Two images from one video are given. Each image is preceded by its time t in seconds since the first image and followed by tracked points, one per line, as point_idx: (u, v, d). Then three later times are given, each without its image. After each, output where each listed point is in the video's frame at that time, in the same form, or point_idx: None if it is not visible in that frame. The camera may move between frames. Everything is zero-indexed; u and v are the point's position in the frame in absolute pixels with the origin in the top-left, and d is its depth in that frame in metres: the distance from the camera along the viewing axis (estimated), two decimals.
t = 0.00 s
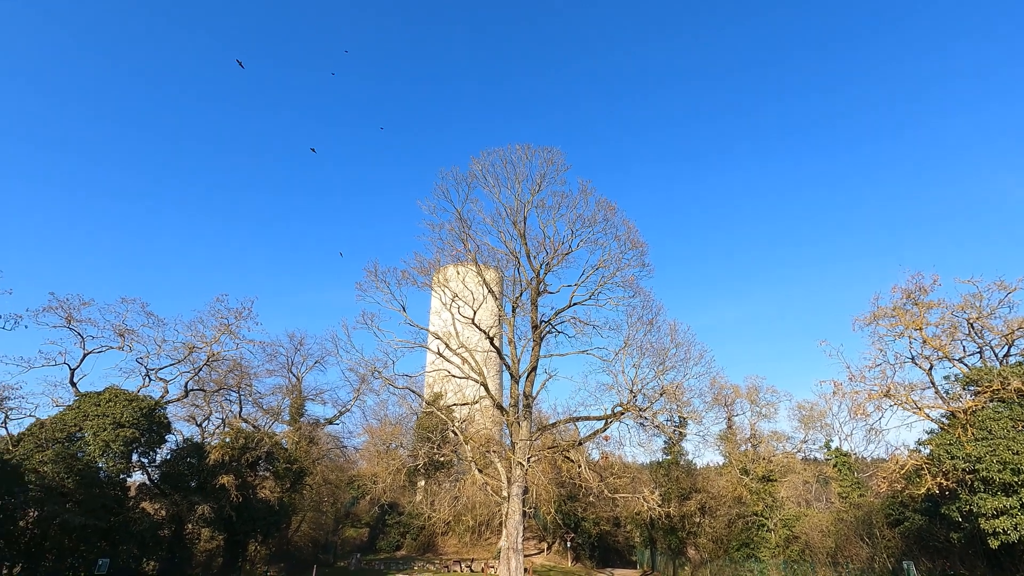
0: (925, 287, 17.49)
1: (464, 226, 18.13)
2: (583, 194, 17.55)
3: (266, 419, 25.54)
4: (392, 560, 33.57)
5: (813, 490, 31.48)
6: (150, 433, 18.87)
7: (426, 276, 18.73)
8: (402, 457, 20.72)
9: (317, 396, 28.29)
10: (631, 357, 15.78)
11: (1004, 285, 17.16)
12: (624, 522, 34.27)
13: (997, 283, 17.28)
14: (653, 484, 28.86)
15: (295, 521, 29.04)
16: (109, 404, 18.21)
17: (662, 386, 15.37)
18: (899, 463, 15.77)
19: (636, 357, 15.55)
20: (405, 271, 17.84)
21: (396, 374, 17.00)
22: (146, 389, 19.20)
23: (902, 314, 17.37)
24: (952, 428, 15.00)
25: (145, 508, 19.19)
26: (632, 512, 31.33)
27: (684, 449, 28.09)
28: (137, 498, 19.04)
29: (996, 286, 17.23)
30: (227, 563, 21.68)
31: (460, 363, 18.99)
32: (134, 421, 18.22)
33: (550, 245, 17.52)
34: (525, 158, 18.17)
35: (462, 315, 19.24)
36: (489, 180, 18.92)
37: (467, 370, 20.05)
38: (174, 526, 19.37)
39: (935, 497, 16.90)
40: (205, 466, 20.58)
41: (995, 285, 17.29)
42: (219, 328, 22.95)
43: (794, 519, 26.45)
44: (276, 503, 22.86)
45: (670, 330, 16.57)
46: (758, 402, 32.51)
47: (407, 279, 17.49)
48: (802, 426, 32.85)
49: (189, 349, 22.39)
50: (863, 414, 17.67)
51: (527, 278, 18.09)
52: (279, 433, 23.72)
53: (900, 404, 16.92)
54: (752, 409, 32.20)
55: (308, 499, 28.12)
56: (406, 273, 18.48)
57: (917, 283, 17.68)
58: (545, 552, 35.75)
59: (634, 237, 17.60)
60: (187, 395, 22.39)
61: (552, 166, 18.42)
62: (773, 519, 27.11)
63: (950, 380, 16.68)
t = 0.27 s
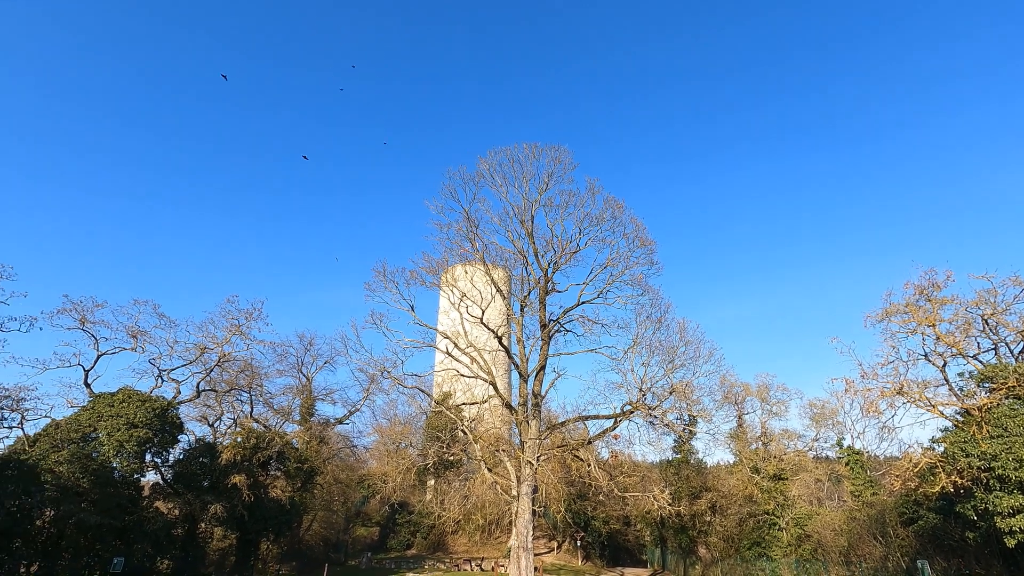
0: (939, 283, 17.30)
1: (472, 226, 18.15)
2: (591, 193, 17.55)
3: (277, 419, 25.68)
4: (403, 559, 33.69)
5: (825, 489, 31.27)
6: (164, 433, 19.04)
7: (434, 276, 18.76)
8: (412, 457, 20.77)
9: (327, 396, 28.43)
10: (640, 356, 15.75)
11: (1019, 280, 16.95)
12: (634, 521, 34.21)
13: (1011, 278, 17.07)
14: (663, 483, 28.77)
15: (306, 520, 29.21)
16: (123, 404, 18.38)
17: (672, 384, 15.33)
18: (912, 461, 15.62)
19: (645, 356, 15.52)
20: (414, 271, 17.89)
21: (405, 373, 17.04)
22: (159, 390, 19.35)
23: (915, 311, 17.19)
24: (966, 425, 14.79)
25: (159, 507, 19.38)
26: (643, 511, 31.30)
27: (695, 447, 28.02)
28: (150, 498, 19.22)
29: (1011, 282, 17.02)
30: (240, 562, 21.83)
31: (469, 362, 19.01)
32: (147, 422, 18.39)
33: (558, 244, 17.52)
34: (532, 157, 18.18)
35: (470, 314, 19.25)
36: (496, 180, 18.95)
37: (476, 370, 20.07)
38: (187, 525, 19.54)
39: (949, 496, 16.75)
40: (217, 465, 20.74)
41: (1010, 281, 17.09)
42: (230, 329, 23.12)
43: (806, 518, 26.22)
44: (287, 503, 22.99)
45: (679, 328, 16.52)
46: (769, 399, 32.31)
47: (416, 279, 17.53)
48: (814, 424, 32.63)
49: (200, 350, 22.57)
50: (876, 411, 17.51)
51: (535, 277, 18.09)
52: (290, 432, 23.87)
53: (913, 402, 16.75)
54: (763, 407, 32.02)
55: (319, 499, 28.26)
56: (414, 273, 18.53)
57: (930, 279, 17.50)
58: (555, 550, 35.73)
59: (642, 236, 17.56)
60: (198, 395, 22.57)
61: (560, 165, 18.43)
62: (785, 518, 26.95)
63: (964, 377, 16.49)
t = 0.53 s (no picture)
0: (956, 280, 17.06)
1: (482, 227, 18.17)
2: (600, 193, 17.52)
3: (290, 420, 25.86)
4: (416, 559, 33.79)
5: (841, 489, 30.97)
6: (179, 435, 19.24)
7: (444, 277, 18.80)
8: (424, 458, 20.82)
9: (339, 397, 28.58)
10: (652, 356, 15.68)
11: None
12: (647, 522, 34.08)
13: None
14: (676, 483, 28.62)
15: (320, 521, 29.38)
16: (139, 407, 18.62)
17: (684, 384, 15.25)
18: (931, 461, 15.42)
19: (656, 355, 15.47)
20: (424, 273, 17.94)
21: (416, 375, 17.10)
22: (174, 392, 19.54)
23: (931, 308, 16.96)
24: (985, 423, 14.53)
25: (175, 508, 19.58)
26: (655, 512, 31.19)
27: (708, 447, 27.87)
28: (167, 499, 19.42)
29: None
30: (255, 563, 21.99)
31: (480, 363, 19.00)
32: (163, 424, 18.58)
33: (568, 244, 17.49)
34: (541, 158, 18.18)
35: (481, 316, 19.26)
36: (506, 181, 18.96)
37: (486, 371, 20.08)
38: (203, 526, 19.72)
39: (968, 496, 16.54)
40: (232, 467, 20.92)
41: None
42: (243, 332, 23.32)
43: (822, 518, 25.73)
44: (301, 504, 23.12)
45: (690, 327, 16.44)
46: (782, 399, 32.05)
47: (426, 281, 17.58)
48: (829, 423, 32.32)
49: (215, 353, 22.82)
50: (892, 410, 17.30)
51: (545, 277, 18.08)
52: (303, 434, 24.01)
53: (931, 400, 16.53)
54: (777, 407, 31.75)
55: (332, 500, 28.41)
56: (425, 275, 18.58)
57: (947, 276, 17.26)
58: (568, 551, 35.66)
59: (652, 235, 17.49)
60: (213, 397, 22.78)
61: (569, 165, 18.42)
62: (800, 519, 26.67)
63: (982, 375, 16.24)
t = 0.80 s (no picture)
0: (969, 278, 16.87)
1: (489, 229, 18.18)
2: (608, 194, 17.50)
3: (301, 423, 25.95)
4: (426, 562, 33.81)
5: (854, 491, 30.68)
6: (191, 438, 19.35)
7: (452, 280, 18.82)
8: (434, 460, 20.83)
9: (349, 400, 28.66)
10: (661, 357, 15.60)
11: None
12: (657, 524, 33.93)
13: None
14: (686, 485, 28.46)
15: (330, 524, 29.46)
16: (151, 411, 18.75)
17: (693, 385, 15.17)
18: (946, 462, 15.24)
19: (665, 357, 15.40)
20: (432, 275, 17.96)
21: (425, 378, 17.12)
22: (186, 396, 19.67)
23: (944, 308, 16.78)
24: (1002, 424, 14.34)
25: (187, 511, 19.65)
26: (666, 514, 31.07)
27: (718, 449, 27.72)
28: (179, 502, 19.55)
29: None
30: (266, 565, 22.08)
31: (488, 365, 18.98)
32: (175, 427, 18.70)
33: (575, 245, 17.47)
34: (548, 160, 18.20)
35: (489, 318, 19.26)
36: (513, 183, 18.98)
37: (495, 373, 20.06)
38: (214, 529, 19.82)
39: (985, 498, 16.31)
40: (242, 469, 21.03)
41: None
42: (253, 335, 23.47)
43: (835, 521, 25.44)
44: (312, 506, 23.19)
45: (700, 328, 16.35)
46: (793, 400, 31.79)
47: (434, 284, 17.60)
48: (841, 425, 32.03)
49: (225, 356, 22.98)
50: (906, 411, 17.11)
51: (553, 279, 18.06)
52: (312, 437, 24.10)
53: (945, 401, 16.34)
54: (788, 408, 31.51)
55: (342, 502, 28.48)
56: (433, 277, 18.61)
57: (960, 275, 17.07)
58: (578, 554, 35.54)
59: (660, 236, 17.45)
60: (224, 401, 22.94)
61: (576, 167, 18.42)
62: (812, 522, 26.26)
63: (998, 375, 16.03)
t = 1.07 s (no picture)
0: (987, 277, 16.61)
1: (499, 232, 18.19)
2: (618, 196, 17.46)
3: (313, 427, 26.04)
4: (438, 566, 33.79)
5: (871, 493, 30.26)
6: (205, 442, 19.50)
7: (463, 283, 18.83)
8: (445, 464, 20.80)
9: (361, 404, 28.73)
10: (673, 359, 15.51)
11: None
12: (671, 527, 33.68)
13: None
14: (700, 488, 28.22)
15: (343, 528, 29.53)
16: (166, 415, 18.93)
17: (706, 387, 15.06)
18: (965, 464, 14.98)
19: (677, 359, 15.30)
20: (442, 279, 17.98)
21: (436, 381, 17.13)
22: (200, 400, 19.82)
23: (962, 307, 16.54)
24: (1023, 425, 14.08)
25: (202, 515, 19.77)
26: (679, 517, 30.83)
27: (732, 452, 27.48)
28: (194, 506, 19.68)
29: None
30: (280, 569, 22.16)
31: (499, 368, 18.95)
32: (190, 431, 18.84)
33: (585, 248, 17.43)
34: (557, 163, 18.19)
35: (500, 321, 19.23)
36: (522, 186, 18.98)
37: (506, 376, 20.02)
38: (229, 533, 19.93)
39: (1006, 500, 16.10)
40: (256, 473, 21.15)
41: None
42: (266, 340, 23.64)
43: (851, 524, 25.43)
44: (325, 510, 23.25)
45: (712, 330, 16.23)
46: (808, 402, 31.45)
47: (445, 287, 17.63)
48: (857, 426, 31.63)
49: (239, 361, 23.16)
50: (924, 412, 16.85)
51: (563, 281, 18.02)
52: (325, 440, 24.18)
53: (964, 402, 16.08)
54: (802, 410, 31.18)
55: (355, 506, 28.53)
56: (443, 281, 18.62)
57: (978, 274, 16.83)
58: (591, 558, 35.35)
59: (670, 237, 17.36)
60: (237, 405, 23.10)
61: (585, 169, 18.38)
62: (828, 525, 26.24)
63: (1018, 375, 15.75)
